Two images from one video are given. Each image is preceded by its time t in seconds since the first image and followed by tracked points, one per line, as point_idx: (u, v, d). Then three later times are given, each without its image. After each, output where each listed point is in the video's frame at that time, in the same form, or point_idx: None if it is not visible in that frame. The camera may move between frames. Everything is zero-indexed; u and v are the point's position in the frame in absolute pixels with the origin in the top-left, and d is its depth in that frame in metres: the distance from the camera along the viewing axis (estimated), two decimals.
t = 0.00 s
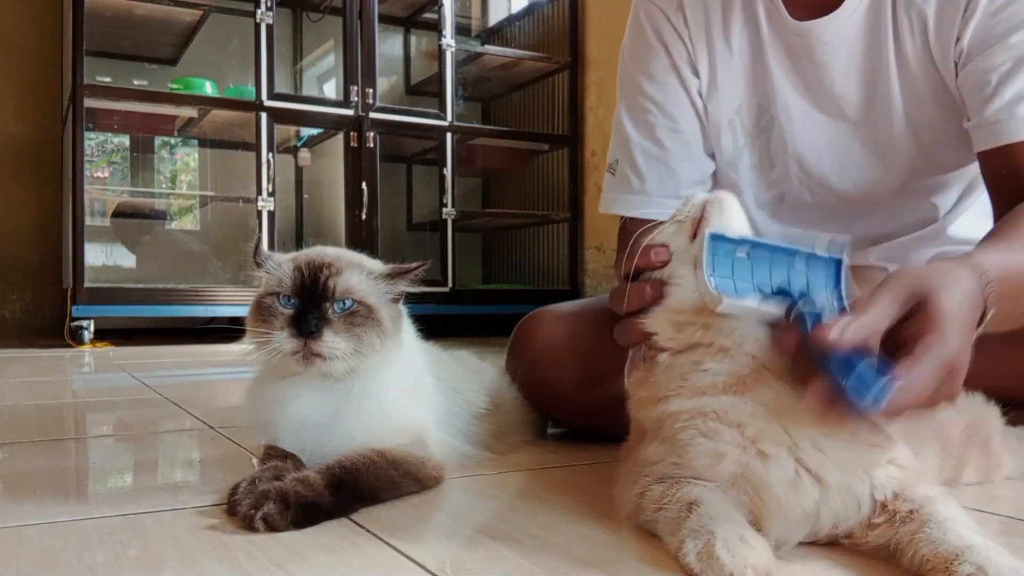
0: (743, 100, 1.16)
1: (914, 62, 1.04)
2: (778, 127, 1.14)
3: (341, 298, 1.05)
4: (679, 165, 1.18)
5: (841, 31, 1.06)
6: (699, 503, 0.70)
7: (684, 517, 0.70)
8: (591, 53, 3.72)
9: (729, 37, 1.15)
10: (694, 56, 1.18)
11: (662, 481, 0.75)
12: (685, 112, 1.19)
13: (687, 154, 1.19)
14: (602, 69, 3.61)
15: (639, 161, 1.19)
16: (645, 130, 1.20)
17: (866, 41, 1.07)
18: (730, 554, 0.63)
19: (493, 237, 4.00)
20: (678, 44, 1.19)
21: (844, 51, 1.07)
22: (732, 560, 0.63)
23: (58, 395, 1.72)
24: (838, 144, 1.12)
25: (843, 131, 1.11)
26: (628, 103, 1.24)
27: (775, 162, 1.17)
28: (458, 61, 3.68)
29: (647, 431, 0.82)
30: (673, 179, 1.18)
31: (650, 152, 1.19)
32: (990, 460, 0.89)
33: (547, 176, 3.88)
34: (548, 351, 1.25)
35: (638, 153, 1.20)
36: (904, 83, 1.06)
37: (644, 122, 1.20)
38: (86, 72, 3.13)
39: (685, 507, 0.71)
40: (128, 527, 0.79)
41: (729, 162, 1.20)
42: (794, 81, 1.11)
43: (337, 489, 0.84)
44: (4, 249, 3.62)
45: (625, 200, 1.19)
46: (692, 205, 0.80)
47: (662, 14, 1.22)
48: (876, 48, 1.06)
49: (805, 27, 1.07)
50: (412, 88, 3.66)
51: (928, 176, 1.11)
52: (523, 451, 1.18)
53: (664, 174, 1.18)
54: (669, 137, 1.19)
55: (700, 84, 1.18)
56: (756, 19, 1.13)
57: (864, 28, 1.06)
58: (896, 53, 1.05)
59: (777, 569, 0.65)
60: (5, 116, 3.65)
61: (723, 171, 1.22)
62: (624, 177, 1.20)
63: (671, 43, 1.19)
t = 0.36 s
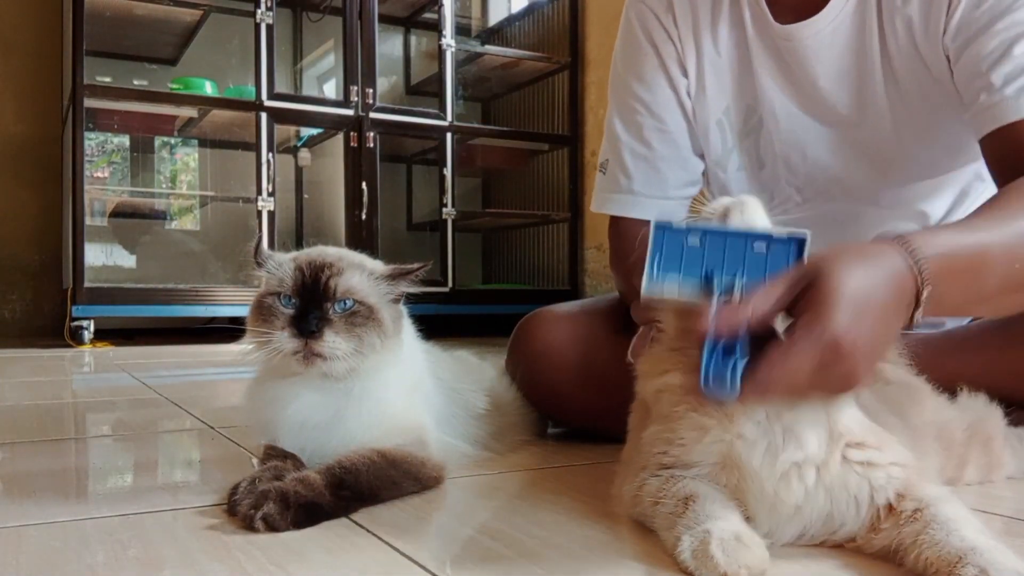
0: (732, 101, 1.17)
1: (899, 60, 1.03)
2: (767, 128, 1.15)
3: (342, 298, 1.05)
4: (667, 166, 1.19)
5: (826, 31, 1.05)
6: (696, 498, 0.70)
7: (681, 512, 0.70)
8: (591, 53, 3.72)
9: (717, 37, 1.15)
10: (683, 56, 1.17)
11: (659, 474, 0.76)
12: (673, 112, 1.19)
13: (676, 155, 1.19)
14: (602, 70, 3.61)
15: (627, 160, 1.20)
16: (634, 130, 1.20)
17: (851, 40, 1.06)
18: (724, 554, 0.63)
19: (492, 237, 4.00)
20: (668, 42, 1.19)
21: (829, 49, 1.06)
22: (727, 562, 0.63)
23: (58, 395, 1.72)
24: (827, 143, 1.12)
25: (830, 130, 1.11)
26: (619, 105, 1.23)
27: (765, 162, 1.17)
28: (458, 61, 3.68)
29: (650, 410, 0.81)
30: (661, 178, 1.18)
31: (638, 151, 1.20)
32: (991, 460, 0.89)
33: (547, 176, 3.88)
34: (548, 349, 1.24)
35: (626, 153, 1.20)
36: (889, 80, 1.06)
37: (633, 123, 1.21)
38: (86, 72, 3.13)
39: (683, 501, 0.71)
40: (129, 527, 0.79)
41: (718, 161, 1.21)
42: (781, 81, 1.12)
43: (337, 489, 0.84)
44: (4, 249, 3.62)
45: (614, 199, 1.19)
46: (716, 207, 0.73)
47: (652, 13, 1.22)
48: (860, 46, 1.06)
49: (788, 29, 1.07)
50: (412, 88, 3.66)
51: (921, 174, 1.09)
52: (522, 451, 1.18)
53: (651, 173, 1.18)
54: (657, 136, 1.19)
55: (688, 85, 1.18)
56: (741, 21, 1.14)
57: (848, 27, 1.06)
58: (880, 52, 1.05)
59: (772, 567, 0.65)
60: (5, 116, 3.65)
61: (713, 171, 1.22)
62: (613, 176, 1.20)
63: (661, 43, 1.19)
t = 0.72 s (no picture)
0: (724, 107, 1.17)
1: (891, 62, 1.02)
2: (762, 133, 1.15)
3: (342, 298, 1.05)
4: (661, 170, 1.19)
5: (816, 33, 1.06)
6: (710, 499, 0.70)
7: (694, 510, 0.70)
8: (591, 53, 3.72)
9: (709, 45, 1.16)
10: (676, 61, 1.18)
11: (672, 471, 0.75)
12: (667, 117, 1.19)
13: (669, 160, 1.20)
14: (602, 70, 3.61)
15: (620, 165, 1.20)
16: (626, 133, 1.20)
17: (841, 43, 1.06)
18: (734, 556, 0.62)
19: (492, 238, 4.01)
20: (661, 49, 1.19)
21: (818, 53, 1.07)
22: (733, 562, 0.62)
23: (58, 395, 1.72)
24: (823, 147, 1.11)
25: (825, 133, 1.11)
26: (612, 111, 1.23)
27: (760, 166, 1.16)
28: (458, 60, 3.68)
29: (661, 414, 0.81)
30: (653, 182, 1.18)
31: (631, 157, 1.20)
32: (994, 461, 0.88)
33: (547, 176, 3.88)
34: (548, 348, 1.25)
35: (620, 159, 1.20)
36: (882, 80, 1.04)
37: (627, 128, 1.20)
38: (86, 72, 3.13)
39: (697, 499, 0.70)
40: (129, 527, 0.79)
41: (711, 167, 1.20)
42: (774, 86, 1.13)
43: (337, 489, 0.84)
44: (4, 249, 3.62)
45: (611, 205, 1.19)
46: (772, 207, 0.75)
47: (643, 18, 1.21)
48: (851, 48, 1.05)
49: (777, 34, 1.08)
50: (412, 88, 3.66)
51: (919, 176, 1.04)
52: (522, 451, 1.17)
53: (645, 177, 1.18)
54: (651, 143, 1.19)
55: (681, 90, 1.18)
56: (733, 28, 1.15)
57: (836, 30, 1.05)
58: (871, 54, 1.03)
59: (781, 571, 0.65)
60: (6, 116, 3.65)
61: (706, 175, 1.22)
62: (606, 182, 1.21)
63: (653, 48, 1.19)
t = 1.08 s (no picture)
0: (722, 110, 1.18)
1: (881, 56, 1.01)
2: (757, 133, 1.14)
3: (342, 299, 1.05)
4: (659, 172, 1.19)
5: (806, 32, 1.06)
6: (728, 499, 0.69)
7: (712, 511, 0.69)
8: (591, 53, 3.72)
9: (704, 48, 1.17)
10: (671, 63, 1.18)
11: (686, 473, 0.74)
12: (664, 119, 1.19)
13: (667, 162, 1.19)
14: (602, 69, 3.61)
15: (620, 169, 1.20)
16: (625, 137, 1.20)
17: (832, 41, 1.06)
18: (756, 559, 0.61)
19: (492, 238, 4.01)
20: (657, 52, 1.19)
21: (807, 51, 1.07)
22: (755, 565, 0.61)
23: (58, 395, 1.73)
24: (817, 146, 1.10)
25: (820, 132, 1.10)
26: (610, 115, 1.24)
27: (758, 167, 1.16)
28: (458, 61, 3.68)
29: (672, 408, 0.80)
30: (653, 184, 1.18)
31: (629, 159, 1.20)
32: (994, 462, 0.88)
33: (547, 176, 3.89)
34: (549, 350, 1.25)
35: (620, 162, 1.20)
36: (873, 76, 1.05)
37: (624, 130, 1.21)
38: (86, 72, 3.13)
39: (714, 500, 0.69)
40: (129, 527, 0.79)
41: (709, 169, 1.20)
42: (767, 86, 1.13)
43: (337, 489, 0.84)
44: (4, 249, 3.62)
45: (612, 209, 1.18)
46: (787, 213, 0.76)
47: (638, 22, 1.22)
48: (843, 46, 1.06)
49: (770, 34, 1.08)
50: (412, 88, 3.66)
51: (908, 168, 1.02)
52: (522, 451, 1.17)
53: (646, 180, 1.18)
54: (650, 145, 1.19)
55: (677, 92, 1.19)
56: (726, 30, 1.16)
57: (828, 29, 1.06)
58: (863, 52, 1.04)
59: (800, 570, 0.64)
60: (6, 116, 3.65)
61: (705, 178, 1.21)
62: (606, 185, 1.20)
63: (649, 51, 1.20)
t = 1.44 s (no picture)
0: (719, 110, 1.17)
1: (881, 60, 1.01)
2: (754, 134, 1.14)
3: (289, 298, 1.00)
4: (659, 173, 1.19)
5: (804, 33, 1.06)
6: (751, 501, 0.68)
7: (736, 516, 0.67)
8: (591, 53, 3.72)
9: (703, 49, 1.17)
10: (670, 64, 1.18)
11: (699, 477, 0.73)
12: (662, 120, 1.20)
13: (667, 163, 1.20)
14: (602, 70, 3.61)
15: (619, 169, 1.20)
16: (625, 138, 1.21)
17: (831, 41, 1.06)
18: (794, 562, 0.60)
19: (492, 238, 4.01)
20: (655, 52, 1.19)
21: (806, 51, 1.07)
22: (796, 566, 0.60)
23: (58, 395, 1.72)
24: (814, 148, 1.10)
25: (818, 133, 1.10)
26: (609, 114, 1.24)
27: (756, 168, 1.16)
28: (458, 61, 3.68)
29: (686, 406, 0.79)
30: (652, 186, 1.18)
31: (630, 161, 1.20)
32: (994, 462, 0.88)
33: (547, 176, 3.89)
34: (550, 349, 1.24)
35: (618, 162, 1.21)
36: (874, 79, 1.04)
37: (623, 131, 1.21)
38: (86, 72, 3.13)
39: (737, 504, 0.68)
40: (128, 527, 0.79)
41: (706, 170, 1.20)
42: (765, 86, 1.12)
43: (337, 489, 0.84)
44: (4, 249, 3.62)
45: (610, 209, 1.19)
46: (802, 212, 0.74)
47: (639, 23, 1.22)
48: (842, 48, 1.05)
49: (769, 34, 1.08)
50: (412, 88, 3.66)
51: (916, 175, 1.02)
52: (523, 451, 1.17)
53: (645, 181, 1.19)
54: (648, 146, 1.20)
55: (676, 93, 1.19)
56: (724, 28, 1.15)
57: (828, 28, 1.05)
58: (863, 52, 1.03)
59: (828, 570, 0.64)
60: (5, 116, 3.65)
61: (703, 179, 1.21)
62: (605, 186, 1.21)
63: (648, 51, 1.20)
